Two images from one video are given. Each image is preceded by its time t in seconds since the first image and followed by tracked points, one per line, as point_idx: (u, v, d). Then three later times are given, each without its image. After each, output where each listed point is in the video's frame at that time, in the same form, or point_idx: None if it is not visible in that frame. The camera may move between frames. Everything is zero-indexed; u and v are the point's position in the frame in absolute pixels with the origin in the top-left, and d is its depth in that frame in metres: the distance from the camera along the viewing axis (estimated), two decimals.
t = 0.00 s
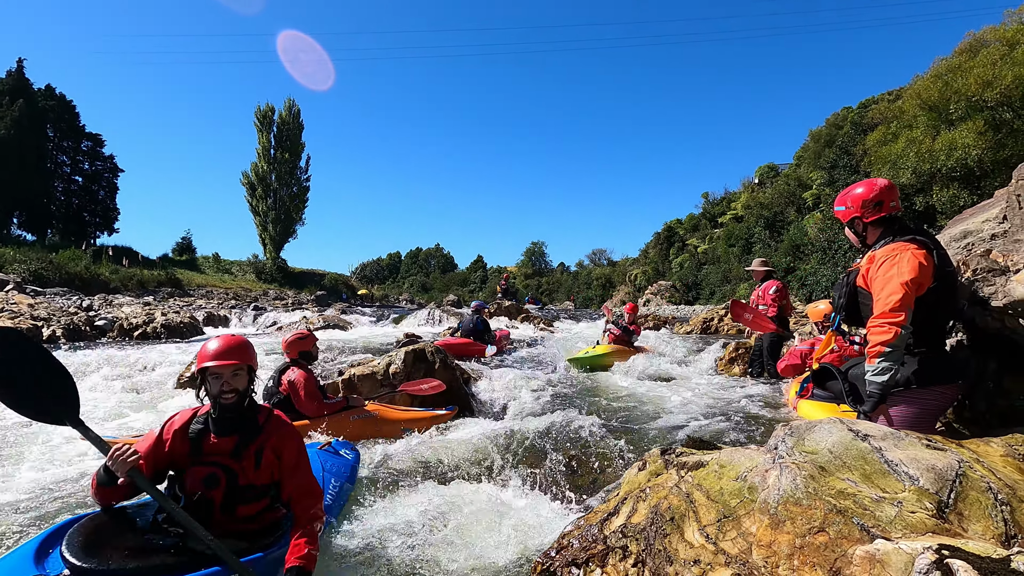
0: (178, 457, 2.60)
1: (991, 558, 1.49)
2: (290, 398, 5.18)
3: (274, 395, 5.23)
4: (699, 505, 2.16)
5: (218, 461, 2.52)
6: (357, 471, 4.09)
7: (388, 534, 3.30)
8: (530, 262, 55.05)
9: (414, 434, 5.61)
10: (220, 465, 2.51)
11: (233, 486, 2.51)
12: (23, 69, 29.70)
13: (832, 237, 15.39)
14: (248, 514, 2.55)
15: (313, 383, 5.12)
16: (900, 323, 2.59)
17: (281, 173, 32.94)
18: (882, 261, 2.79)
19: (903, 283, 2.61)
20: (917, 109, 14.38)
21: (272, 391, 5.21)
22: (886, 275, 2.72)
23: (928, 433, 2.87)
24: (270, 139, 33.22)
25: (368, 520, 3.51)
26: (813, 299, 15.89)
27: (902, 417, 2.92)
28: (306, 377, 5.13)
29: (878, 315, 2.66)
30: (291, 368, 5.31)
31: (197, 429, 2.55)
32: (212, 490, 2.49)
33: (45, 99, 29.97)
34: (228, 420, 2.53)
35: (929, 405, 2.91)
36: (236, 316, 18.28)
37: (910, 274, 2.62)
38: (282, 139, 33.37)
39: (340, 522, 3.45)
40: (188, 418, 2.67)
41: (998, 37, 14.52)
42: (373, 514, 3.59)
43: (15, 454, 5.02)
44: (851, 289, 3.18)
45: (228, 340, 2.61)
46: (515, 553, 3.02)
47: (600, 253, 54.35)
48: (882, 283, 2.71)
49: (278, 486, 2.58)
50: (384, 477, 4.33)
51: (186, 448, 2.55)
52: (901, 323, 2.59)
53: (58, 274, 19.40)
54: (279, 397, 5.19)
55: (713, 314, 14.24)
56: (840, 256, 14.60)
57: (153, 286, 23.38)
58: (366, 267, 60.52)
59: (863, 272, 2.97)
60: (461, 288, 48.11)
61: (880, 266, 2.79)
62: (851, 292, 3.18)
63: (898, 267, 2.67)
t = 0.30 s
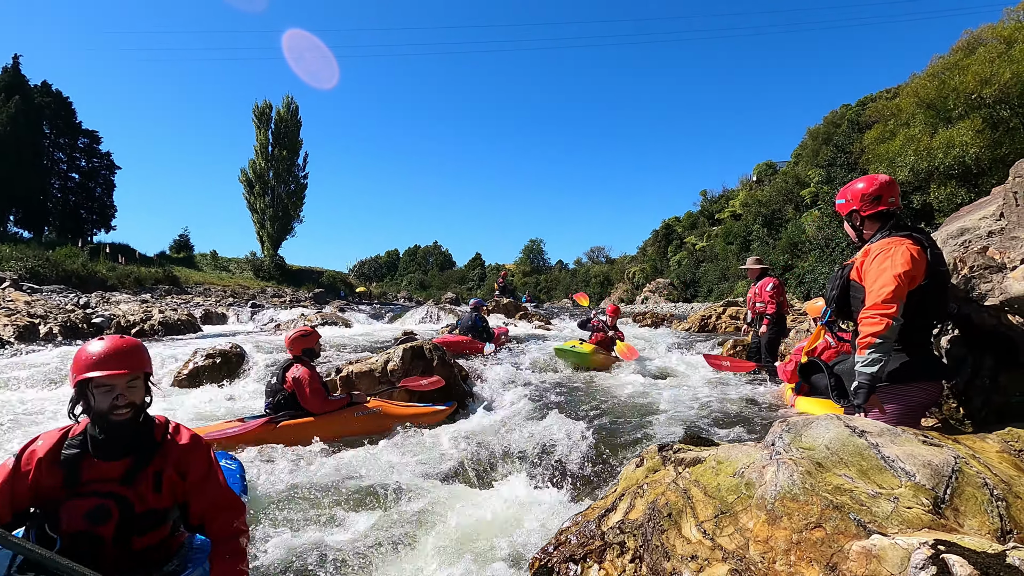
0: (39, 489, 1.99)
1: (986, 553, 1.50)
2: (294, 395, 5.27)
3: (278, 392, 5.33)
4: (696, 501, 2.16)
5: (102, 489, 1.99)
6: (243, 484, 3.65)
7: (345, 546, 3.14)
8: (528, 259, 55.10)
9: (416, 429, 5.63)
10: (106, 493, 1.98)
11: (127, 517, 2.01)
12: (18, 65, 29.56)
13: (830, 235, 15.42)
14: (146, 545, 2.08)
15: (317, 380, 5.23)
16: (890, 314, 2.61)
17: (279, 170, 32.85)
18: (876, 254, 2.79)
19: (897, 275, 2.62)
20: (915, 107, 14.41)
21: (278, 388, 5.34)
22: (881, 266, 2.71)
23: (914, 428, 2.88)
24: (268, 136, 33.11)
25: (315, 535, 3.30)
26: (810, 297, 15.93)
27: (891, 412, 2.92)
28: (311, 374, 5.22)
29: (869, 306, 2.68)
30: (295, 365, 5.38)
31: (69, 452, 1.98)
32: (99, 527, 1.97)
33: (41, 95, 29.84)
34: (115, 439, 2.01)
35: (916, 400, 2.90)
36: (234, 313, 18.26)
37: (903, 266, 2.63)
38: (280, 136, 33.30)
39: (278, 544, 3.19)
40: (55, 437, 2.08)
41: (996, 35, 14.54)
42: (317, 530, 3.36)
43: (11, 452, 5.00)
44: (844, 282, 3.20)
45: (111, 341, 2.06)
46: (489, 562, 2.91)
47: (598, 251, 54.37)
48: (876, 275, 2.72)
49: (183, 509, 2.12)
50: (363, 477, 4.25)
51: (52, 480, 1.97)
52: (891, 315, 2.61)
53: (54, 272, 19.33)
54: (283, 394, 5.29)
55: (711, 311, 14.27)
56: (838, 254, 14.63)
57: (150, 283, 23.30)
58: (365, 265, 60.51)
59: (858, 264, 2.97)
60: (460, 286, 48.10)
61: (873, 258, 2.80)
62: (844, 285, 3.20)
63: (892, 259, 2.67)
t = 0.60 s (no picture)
0: None
1: (990, 550, 1.50)
2: (301, 394, 5.28)
3: (284, 391, 5.32)
4: (699, 499, 2.16)
5: None
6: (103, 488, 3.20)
7: (338, 548, 3.10)
8: (527, 258, 55.12)
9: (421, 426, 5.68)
10: None
11: None
12: (16, 63, 29.46)
13: (829, 234, 15.41)
14: None
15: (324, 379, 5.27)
16: (893, 311, 2.61)
17: (278, 169, 32.79)
18: (873, 250, 2.78)
19: (896, 271, 2.62)
20: (913, 107, 14.42)
21: (283, 387, 5.32)
22: (878, 262, 2.71)
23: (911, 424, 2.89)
24: (266, 135, 33.04)
25: (306, 537, 3.26)
26: (809, 296, 15.95)
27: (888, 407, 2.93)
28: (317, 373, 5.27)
29: (870, 303, 2.67)
30: (300, 364, 5.42)
31: None
32: None
33: (39, 93, 29.73)
34: None
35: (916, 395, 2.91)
36: (233, 312, 18.24)
37: (902, 262, 2.63)
38: (278, 135, 33.24)
39: (268, 547, 3.15)
40: None
41: (994, 34, 14.56)
42: (308, 531, 3.32)
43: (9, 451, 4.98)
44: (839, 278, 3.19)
45: None
46: (487, 563, 2.87)
47: (597, 250, 54.38)
48: (874, 271, 2.71)
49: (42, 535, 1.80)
50: (359, 476, 4.23)
51: None
52: (894, 311, 2.61)
53: (53, 271, 19.27)
54: (289, 392, 5.29)
55: (710, 310, 14.27)
56: (837, 253, 14.65)
57: (149, 283, 23.24)
58: (363, 264, 60.46)
59: (854, 260, 2.97)
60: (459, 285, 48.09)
61: (871, 254, 2.79)
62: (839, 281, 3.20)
63: (890, 255, 2.67)
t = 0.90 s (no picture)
0: None
1: (983, 551, 1.51)
2: (302, 398, 5.27)
3: (284, 396, 5.30)
4: (694, 501, 2.16)
5: None
6: None
7: (331, 553, 3.07)
8: (523, 261, 55.16)
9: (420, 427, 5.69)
10: None
11: None
12: (11, 65, 29.37)
13: (824, 237, 15.49)
14: None
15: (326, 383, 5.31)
16: (887, 311, 2.62)
17: (274, 171, 32.71)
18: (861, 251, 2.81)
19: (885, 271, 2.65)
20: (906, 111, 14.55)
21: (283, 392, 5.29)
22: (867, 263, 2.73)
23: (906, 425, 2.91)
24: (262, 138, 32.97)
25: (299, 541, 3.23)
26: (804, 299, 16.03)
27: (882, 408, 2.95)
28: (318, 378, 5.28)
29: (863, 304, 2.69)
30: (300, 369, 5.42)
31: None
32: None
33: (34, 96, 29.64)
34: None
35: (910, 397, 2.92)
36: (228, 315, 18.16)
37: (890, 262, 2.66)
38: (274, 138, 33.21)
39: (261, 552, 3.11)
40: None
41: (986, 40, 14.71)
42: (299, 536, 3.29)
43: None
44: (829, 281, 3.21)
45: None
46: (482, 567, 2.86)
47: (593, 253, 54.46)
48: (864, 272, 2.73)
49: None
50: (353, 480, 4.20)
51: None
52: (888, 311, 2.62)
53: (46, 273, 19.15)
54: (290, 398, 5.26)
55: (706, 313, 14.31)
56: (831, 256, 14.73)
57: (143, 285, 23.11)
58: (360, 267, 60.41)
59: (843, 262, 3.00)
60: (455, 288, 48.05)
61: (859, 255, 2.82)
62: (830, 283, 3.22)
63: (878, 255, 2.70)
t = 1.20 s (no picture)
0: None
1: (962, 552, 1.53)
2: (296, 401, 5.24)
3: (278, 398, 5.26)
4: (682, 504, 2.18)
5: None
6: None
7: (321, 556, 3.06)
8: (516, 262, 55.20)
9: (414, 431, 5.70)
10: None
11: None
12: None
13: (814, 239, 15.63)
14: None
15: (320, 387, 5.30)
16: (872, 314, 2.66)
17: (265, 172, 32.50)
18: (845, 257, 2.85)
19: (870, 275, 2.69)
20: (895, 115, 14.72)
21: (277, 394, 5.25)
22: (852, 269, 2.77)
23: (897, 428, 2.93)
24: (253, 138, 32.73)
25: (289, 544, 3.20)
26: (794, 301, 16.18)
27: (871, 412, 2.98)
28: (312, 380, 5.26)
29: (850, 308, 2.72)
30: (293, 372, 5.40)
31: None
32: None
33: (21, 94, 29.27)
34: None
35: (896, 400, 2.95)
36: (219, 316, 18.02)
37: (874, 267, 2.70)
38: (265, 138, 33.00)
39: (251, 555, 3.09)
40: None
41: (973, 44, 14.93)
42: (288, 538, 3.28)
43: None
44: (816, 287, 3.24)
45: None
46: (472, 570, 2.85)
47: (586, 254, 54.66)
48: (850, 278, 2.77)
49: None
50: (343, 483, 4.17)
51: None
52: (873, 314, 2.66)
53: (33, 274, 18.91)
54: (283, 401, 5.22)
55: (697, 315, 14.39)
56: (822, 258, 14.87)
57: (132, 286, 22.87)
58: (352, 268, 60.18)
59: (829, 268, 3.03)
60: (448, 289, 47.97)
61: (844, 261, 2.86)
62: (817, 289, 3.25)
63: (863, 261, 2.75)
